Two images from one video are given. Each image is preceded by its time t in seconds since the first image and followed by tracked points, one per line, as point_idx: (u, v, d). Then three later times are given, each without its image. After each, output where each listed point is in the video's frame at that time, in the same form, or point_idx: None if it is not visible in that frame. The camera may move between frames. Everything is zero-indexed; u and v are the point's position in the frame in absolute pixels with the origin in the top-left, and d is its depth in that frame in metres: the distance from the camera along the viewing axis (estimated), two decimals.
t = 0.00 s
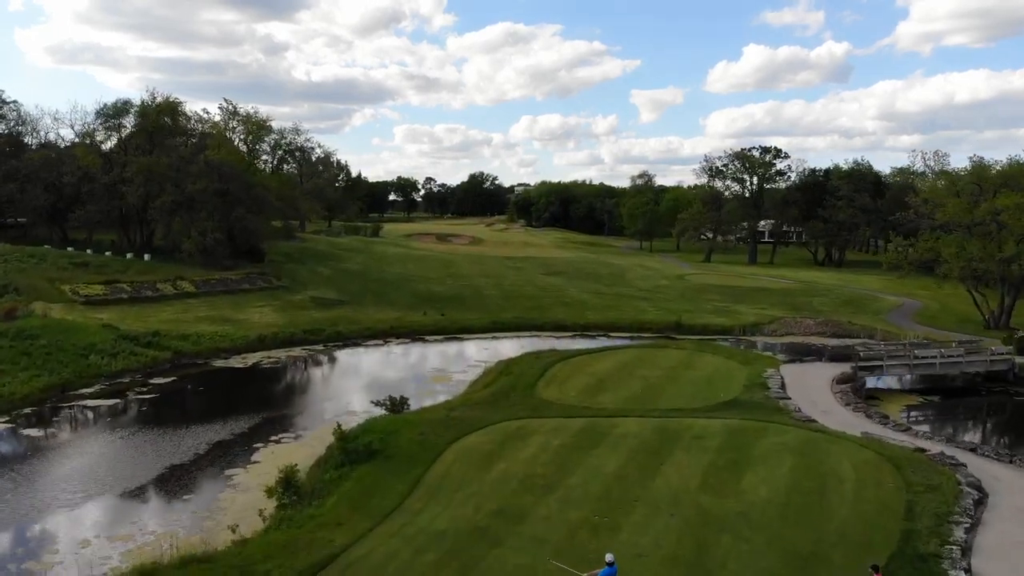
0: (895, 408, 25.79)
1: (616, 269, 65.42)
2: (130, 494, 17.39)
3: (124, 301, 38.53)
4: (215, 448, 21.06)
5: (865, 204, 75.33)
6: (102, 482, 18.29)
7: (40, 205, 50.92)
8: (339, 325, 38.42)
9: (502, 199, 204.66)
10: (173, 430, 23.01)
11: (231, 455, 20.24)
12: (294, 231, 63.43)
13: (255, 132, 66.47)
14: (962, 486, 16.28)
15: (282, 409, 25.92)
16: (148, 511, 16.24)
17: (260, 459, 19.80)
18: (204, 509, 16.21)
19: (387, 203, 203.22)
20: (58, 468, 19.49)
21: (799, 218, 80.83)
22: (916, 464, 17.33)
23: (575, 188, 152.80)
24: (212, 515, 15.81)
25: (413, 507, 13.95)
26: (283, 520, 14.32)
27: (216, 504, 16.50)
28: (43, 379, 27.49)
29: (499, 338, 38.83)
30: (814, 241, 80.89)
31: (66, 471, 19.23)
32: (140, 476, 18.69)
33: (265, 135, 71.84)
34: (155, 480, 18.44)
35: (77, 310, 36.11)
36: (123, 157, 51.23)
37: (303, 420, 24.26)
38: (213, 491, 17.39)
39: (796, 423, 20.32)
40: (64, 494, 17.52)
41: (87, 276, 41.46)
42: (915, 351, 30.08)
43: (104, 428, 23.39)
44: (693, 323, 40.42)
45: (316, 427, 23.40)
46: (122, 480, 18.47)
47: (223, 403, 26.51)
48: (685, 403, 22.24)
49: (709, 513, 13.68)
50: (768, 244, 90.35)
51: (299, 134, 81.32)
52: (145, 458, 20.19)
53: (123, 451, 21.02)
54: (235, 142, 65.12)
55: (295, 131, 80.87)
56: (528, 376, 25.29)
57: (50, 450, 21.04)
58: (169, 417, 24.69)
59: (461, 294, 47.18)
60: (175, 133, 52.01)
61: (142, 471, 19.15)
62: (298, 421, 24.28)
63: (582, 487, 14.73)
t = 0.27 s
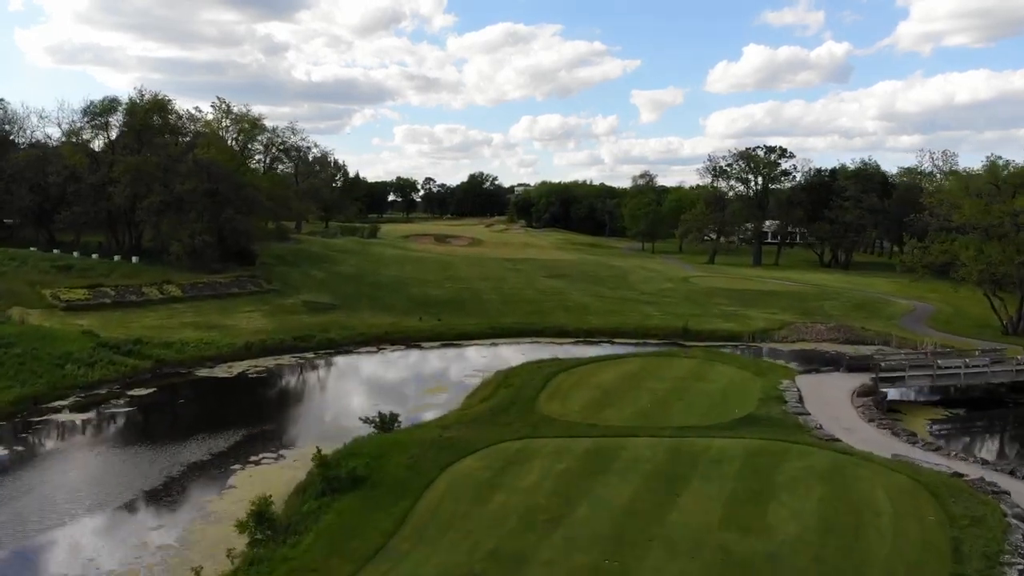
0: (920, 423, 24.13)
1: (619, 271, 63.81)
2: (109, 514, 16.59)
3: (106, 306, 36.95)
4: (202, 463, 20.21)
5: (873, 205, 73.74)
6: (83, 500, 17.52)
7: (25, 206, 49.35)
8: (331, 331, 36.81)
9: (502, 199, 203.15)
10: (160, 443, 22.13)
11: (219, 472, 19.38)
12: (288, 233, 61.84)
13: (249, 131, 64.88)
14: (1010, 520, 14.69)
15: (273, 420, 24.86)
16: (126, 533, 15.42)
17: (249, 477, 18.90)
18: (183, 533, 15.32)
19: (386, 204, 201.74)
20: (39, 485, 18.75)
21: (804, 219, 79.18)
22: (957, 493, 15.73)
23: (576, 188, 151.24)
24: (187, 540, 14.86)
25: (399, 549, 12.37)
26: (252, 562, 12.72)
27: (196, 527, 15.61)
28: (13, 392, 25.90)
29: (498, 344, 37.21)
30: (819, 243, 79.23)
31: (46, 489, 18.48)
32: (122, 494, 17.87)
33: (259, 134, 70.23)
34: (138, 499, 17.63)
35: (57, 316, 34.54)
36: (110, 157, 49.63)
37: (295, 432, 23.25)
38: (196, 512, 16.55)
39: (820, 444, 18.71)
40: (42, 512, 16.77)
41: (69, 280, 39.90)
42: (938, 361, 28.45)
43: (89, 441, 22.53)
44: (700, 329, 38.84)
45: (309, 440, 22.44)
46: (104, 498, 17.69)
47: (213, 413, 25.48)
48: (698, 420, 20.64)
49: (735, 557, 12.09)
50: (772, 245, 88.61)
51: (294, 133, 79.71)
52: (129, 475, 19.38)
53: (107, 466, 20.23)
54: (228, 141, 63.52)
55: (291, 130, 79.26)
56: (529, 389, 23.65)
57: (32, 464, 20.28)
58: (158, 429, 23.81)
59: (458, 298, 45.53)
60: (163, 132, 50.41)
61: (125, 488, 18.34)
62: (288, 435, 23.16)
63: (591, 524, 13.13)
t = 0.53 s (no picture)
0: (954, 443, 22.20)
1: (622, 274, 61.82)
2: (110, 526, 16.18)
3: (83, 313, 34.99)
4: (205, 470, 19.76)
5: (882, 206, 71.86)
6: (64, 522, 16.42)
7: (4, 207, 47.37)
8: (320, 339, 34.81)
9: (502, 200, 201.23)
10: (149, 456, 21.03)
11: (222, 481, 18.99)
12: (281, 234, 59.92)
13: (239, 128, 62.87)
14: None
15: (275, 424, 24.32)
16: (127, 549, 15.02)
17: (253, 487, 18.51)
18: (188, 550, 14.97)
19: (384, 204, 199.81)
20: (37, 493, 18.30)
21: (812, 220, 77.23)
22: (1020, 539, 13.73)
23: (577, 189, 149.27)
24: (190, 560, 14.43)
25: None
26: None
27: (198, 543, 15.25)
28: None
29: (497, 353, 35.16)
30: (827, 245, 77.11)
31: (44, 496, 18.02)
32: (124, 504, 17.49)
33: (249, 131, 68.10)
34: (142, 509, 17.28)
35: (28, 325, 32.57)
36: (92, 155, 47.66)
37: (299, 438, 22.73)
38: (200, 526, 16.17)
39: (856, 478, 16.72)
40: (41, 523, 16.35)
41: (46, 285, 37.94)
42: (969, 375, 26.43)
43: (87, 448, 22.02)
44: (709, 337, 36.85)
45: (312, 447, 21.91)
46: (106, 507, 17.30)
47: (203, 424, 24.23)
48: (717, 446, 18.65)
49: None
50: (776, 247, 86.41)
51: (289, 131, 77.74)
52: (129, 481, 18.93)
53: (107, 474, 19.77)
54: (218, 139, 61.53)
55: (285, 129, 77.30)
56: (530, 408, 21.63)
57: (30, 471, 19.82)
58: (157, 434, 23.27)
59: (455, 303, 43.54)
60: (148, 130, 48.38)
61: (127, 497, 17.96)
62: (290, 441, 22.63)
63: None
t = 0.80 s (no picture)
0: (994, 467, 20.27)
1: (624, 277, 59.94)
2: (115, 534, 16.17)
3: (57, 321, 33.12)
4: (206, 476, 19.72)
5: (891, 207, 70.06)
6: (39, 554, 15.17)
7: None
8: (308, 347, 32.91)
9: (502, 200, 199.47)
10: (134, 476, 19.81)
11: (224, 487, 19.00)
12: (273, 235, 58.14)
13: (229, 126, 61.06)
14: None
15: (274, 427, 24.28)
16: None
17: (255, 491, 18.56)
18: (194, 557, 14.97)
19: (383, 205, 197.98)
20: (37, 502, 18.14)
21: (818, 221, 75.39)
22: None
23: (577, 189, 147.48)
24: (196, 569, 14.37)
25: None
26: None
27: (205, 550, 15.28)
28: None
29: (495, 362, 33.19)
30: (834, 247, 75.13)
31: (44, 507, 17.84)
32: (106, 533, 16.25)
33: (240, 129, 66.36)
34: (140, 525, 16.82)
35: None
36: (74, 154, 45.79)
37: (298, 441, 22.71)
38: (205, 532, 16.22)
39: (897, 515, 14.80)
40: (44, 532, 16.29)
41: (21, 290, 36.09)
42: (1004, 390, 24.49)
43: (79, 460, 21.39)
44: (718, 345, 34.94)
45: (312, 450, 21.90)
46: (86, 537, 16.07)
47: (191, 437, 23.01)
48: (737, 474, 16.76)
49: None
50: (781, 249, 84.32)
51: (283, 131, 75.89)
52: (113, 506, 17.70)
53: (107, 481, 19.67)
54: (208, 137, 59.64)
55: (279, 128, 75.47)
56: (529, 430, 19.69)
57: (19, 486, 19.19)
58: (142, 449, 22.04)
59: (452, 308, 41.64)
60: (133, 127, 46.58)
61: (129, 504, 17.92)
62: (290, 445, 22.62)
63: None
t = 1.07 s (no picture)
0: None
1: (627, 279, 57.96)
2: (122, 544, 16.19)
3: (26, 329, 31.10)
4: (208, 482, 19.69)
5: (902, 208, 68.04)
6: None
7: None
8: (292, 356, 30.88)
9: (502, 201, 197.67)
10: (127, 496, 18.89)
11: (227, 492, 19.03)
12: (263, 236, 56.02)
13: (219, 124, 58.95)
14: None
15: (268, 436, 23.45)
16: None
17: (259, 497, 18.65)
18: (201, 566, 15.00)
19: (382, 205, 196.23)
20: (33, 519, 17.65)
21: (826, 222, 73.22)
22: None
23: (578, 189, 145.52)
24: None
25: None
26: None
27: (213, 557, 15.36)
28: None
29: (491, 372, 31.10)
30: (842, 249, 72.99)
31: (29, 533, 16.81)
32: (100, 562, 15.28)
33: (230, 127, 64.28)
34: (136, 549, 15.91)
35: None
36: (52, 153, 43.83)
37: (298, 442, 22.72)
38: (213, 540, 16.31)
39: (955, 568, 12.71)
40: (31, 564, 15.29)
41: None
42: None
43: (65, 477, 20.35)
44: (730, 354, 32.91)
45: (313, 452, 21.95)
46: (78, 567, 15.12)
47: (181, 451, 22.06)
48: (763, 512, 14.74)
49: None
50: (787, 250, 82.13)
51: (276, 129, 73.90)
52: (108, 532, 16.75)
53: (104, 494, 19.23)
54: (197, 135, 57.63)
55: (273, 127, 73.53)
56: (527, 457, 17.68)
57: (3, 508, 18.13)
58: (131, 464, 21.05)
59: (447, 313, 39.47)
60: (115, 124, 44.56)
61: (133, 512, 17.89)
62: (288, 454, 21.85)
63: None
